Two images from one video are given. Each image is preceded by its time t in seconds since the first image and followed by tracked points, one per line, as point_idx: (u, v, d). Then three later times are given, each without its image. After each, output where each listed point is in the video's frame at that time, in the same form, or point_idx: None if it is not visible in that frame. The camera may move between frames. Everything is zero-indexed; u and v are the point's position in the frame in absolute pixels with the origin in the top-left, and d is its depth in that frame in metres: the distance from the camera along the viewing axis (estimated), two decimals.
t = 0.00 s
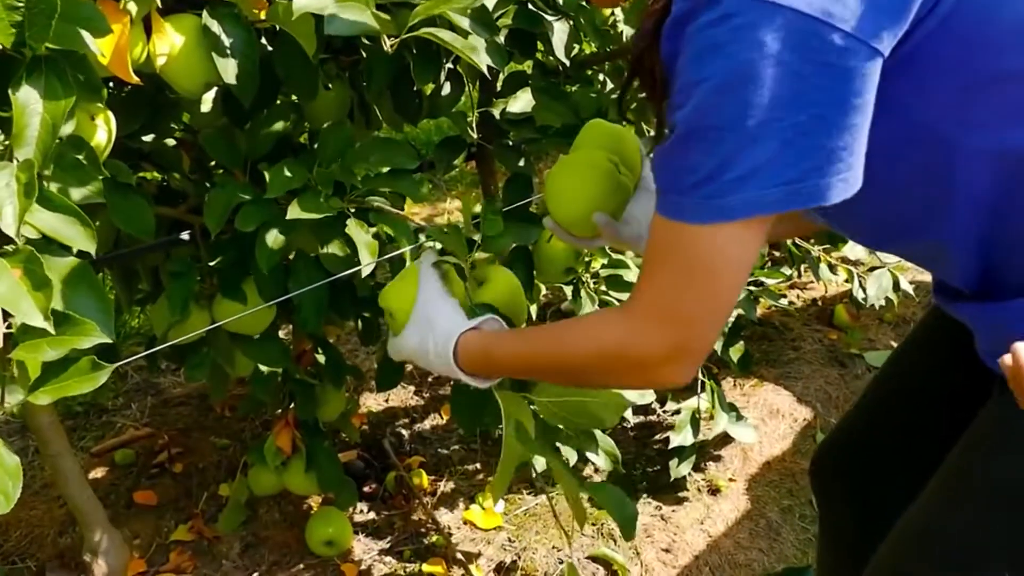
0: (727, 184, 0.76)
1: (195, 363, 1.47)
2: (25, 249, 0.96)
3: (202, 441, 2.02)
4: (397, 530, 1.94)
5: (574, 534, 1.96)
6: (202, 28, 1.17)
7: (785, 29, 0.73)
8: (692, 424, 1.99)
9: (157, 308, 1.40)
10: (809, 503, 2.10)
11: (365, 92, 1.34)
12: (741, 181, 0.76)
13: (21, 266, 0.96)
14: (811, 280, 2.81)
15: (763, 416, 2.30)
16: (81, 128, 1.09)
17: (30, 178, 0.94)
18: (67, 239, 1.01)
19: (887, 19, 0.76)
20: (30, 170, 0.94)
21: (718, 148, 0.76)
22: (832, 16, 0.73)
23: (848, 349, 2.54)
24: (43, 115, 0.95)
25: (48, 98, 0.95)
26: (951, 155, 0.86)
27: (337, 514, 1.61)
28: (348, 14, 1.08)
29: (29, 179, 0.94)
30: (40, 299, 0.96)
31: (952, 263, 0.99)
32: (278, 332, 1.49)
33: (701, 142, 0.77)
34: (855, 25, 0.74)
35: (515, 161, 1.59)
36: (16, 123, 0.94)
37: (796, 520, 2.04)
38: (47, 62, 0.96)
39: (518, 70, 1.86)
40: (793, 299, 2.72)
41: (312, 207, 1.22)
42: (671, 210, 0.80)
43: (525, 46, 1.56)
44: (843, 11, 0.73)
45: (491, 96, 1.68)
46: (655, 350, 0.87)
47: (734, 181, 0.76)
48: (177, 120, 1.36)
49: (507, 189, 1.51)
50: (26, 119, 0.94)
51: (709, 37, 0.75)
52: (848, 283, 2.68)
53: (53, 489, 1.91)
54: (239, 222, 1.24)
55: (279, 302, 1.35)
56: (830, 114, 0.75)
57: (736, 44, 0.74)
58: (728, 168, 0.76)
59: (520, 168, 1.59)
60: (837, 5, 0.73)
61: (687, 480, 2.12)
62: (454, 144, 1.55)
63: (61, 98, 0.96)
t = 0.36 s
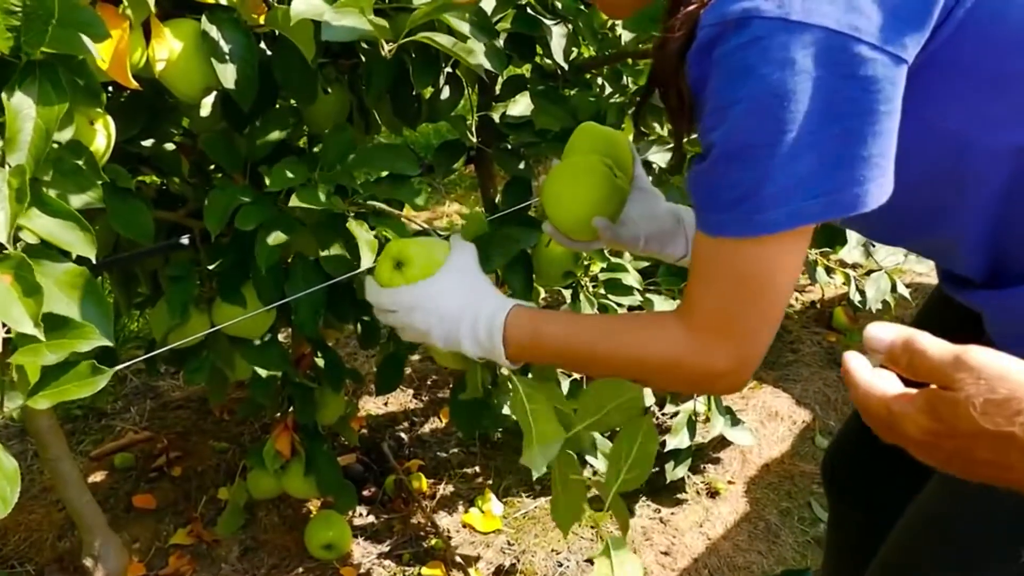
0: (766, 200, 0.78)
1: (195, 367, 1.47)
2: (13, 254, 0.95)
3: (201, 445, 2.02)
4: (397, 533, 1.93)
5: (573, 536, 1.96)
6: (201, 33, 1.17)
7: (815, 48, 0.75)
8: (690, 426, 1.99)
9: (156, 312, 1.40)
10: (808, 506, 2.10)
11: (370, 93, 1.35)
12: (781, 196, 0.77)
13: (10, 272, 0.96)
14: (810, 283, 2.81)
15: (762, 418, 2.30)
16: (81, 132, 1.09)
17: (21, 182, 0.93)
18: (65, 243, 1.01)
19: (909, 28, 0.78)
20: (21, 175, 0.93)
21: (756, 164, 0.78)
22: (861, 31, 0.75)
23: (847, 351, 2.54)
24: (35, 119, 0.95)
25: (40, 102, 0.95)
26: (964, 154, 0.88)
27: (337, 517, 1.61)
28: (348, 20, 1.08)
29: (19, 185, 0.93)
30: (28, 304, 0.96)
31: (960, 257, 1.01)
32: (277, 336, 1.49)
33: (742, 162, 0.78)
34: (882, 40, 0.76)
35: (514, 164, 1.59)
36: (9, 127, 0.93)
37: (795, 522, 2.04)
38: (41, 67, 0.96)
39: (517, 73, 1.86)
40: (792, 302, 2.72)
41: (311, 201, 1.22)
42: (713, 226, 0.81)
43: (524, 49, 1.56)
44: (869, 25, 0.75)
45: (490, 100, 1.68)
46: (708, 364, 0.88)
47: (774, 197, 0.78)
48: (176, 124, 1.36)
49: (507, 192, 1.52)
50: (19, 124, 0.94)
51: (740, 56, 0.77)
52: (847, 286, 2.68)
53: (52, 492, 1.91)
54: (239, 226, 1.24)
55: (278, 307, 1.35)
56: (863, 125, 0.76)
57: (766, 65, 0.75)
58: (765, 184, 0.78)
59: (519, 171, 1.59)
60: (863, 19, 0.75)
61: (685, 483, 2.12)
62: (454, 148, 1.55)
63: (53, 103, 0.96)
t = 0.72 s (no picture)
0: (809, 194, 0.83)
1: (193, 370, 1.47)
2: (20, 257, 0.96)
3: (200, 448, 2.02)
4: (396, 536, 1.94)
5: (572, 538, 1.96)
6: (198, 37, 1.17)
7: (853, 43, 0.79)
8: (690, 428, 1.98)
9: (155, 315, 1.40)
10: (807, 507, 2.10)
11: (365, 99, 1.34)
12: (825, 189, 0.83)
13: (18, 276, 0.96)
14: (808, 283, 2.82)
15: (760, 419, 2.31)
16: (79, 136, 1.09)
17: (26, 187, 0.93)
18: (66, 247, 1.01)
19: (940, 19, 0.83)
20: (26, 179, 0.93)
21: (799, 160, 0.83)
22: (895, 25, 0.80)
23: (846, 351, 2.54)
24: (38, 124, 0.95)
25: (44, 107, 0.96)
26: (989, 145, 0.93)
27: (337, 520, 1.61)
28: (345, 23, 1.08)
29: (25, 189, 0.93)
30: (34, 306, 0.96)
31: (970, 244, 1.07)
32: (276, 339, 1.49)
33: (788, 156, 0.83)
34: (914, 35, 0.81)
35: (512, 166, 1.59)
36: (12, 132, 0.94)
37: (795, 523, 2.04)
38: (44, 72, 0.97)
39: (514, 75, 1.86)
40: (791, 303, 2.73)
41: (307, 214, 1.22)
42: (757, 224, 0.87)
43: (522, 52, 1.56)
44: (903, 19, 0.80)
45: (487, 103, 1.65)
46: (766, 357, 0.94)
47: (819, 191, 0.83)
48: (174, 128, 1.36)
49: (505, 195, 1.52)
50: (22, 129, 0.94)
51: (782, 57, 0.81)
52: (845, 286, 2.68)
53: (51, 496, 1.91)
54: (239, 229, 1.24)
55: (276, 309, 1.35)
56: (900, 117, 0.81)
57: (806, 63, 0.80)
58: (809, 178, 0.83)
59: (517, 173, 1.59)
60: (897, 14, 0.80)
61: (684, 485, 2.12)
62: (451, 150, 1.55)
63: (57, 108, 0.96)
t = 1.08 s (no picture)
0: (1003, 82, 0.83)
1: (193, 373, 1.47)
2: (21, 260, 0.96)
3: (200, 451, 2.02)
4: (396, 539, 1.94)
5: (572, 541, 1.96)
6: (198, 39, 1.17)
7: None
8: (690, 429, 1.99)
9: (155, 317, 1.40)
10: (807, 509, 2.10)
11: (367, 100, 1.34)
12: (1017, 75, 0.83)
13: (18, 278, 0.96)
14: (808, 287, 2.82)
15: (760, 422, 2.31)
16: (79, 139, 1.09)
17: (27, 189, 0.94)
18: (66, 250, 1.01)
19: None
20: (26, 181, 0.94)
21: (984, 52, 0.82)
22: None
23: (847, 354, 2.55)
24: (39, 126, 0.95)
25: (44, 110, 0.96)
26: None
27: (337, 522, 1.61)
28: (345, 24, 1.08)
29: (25, 190, 0.94)
30: (35, 310, 0.96)
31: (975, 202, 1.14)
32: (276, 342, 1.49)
33: (961, 50, 0.82)
34: None
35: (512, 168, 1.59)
36: (14, 134, 0.94)
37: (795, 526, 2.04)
38: (45, 74, 0.97)
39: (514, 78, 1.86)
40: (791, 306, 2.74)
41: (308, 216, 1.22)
42: (949, 127, 0.85)
43: (522, 55, 1.56)
44: None
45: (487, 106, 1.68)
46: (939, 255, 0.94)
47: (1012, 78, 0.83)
48: (174, 130, 1.37)
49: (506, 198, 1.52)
50: (24, 130, 0.95)
51: None
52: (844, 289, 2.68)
53: (51, 499, 1.91)
54: (240, 232, 1.24)
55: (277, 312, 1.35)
56: None
57: None
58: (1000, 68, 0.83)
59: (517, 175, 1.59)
60: None
61: (684, 488, 2.12)
62: (451, 152, 1.55)
63: (58, 111, 0.96)
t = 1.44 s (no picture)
0: None
1: (194, 375, 1.47)
2: (16, 261, 0.96)
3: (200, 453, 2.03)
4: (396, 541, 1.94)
5: (572, 543, 1.96)
6: (198, 41, 1.17)
7: None
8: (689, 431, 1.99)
9: (155, 319, 1.41)
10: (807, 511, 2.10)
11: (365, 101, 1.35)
12: None
13: (10, 279, 0.96)
14: (808, 287, 2.83)
15: (760, 423, 2.31)
16: (79, 141, 1.09)
17: (19, 191, 0.95)
18: (66, 251, 1.01)
19: None
20: (18, 183, 0.94)
21: None
22: None
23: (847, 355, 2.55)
24: (32, 128, 0.95)
25: (38, 110, 0.95)
26: None
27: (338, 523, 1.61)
28: (344, 25, 1.08)
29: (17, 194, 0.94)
30: (28, 311, 0.95)
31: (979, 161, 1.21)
32: (276, 344, 1.50)
33: None
34: None
35: (512, 170, 1.60)
36: (6, 135, 0.94)
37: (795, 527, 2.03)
38: (39, 77, 0.97)
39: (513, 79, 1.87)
40: (791, 306, 2.75)
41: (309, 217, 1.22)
42: None
43: (522, 57, 1.57)
44: None
45: (486, 107, 1.70)
46: None
47: None
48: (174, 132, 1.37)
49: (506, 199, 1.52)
50: (16, 132, 0.95)
51: None
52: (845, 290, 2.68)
53: (51, 501, 1.91)
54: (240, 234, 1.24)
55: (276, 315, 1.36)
56: None
57: None
58: None
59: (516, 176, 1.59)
60: None
61: (684, 489, 2.12)
62: (451, 153, 1.56)
63: (51, 111, 0.96)
